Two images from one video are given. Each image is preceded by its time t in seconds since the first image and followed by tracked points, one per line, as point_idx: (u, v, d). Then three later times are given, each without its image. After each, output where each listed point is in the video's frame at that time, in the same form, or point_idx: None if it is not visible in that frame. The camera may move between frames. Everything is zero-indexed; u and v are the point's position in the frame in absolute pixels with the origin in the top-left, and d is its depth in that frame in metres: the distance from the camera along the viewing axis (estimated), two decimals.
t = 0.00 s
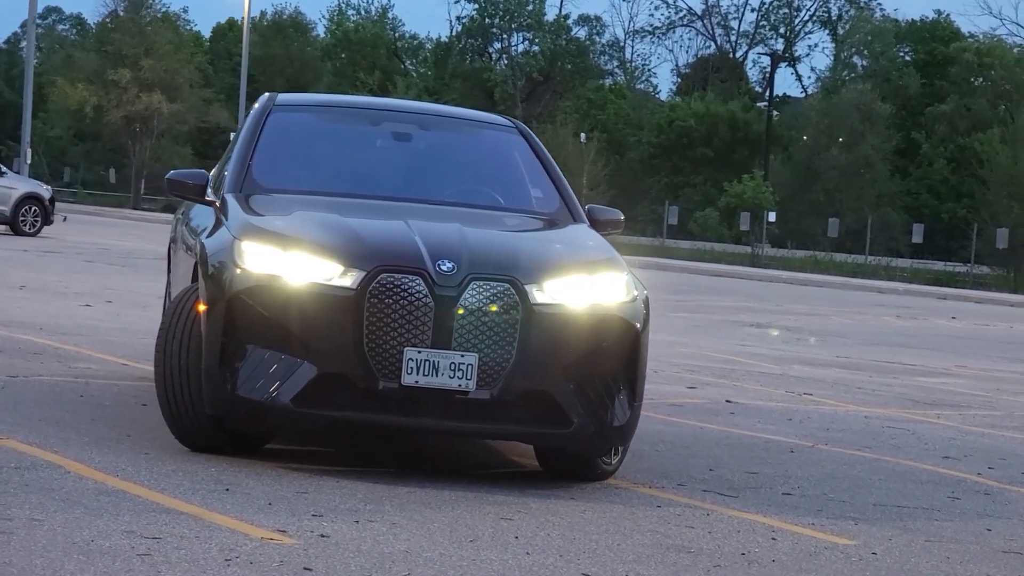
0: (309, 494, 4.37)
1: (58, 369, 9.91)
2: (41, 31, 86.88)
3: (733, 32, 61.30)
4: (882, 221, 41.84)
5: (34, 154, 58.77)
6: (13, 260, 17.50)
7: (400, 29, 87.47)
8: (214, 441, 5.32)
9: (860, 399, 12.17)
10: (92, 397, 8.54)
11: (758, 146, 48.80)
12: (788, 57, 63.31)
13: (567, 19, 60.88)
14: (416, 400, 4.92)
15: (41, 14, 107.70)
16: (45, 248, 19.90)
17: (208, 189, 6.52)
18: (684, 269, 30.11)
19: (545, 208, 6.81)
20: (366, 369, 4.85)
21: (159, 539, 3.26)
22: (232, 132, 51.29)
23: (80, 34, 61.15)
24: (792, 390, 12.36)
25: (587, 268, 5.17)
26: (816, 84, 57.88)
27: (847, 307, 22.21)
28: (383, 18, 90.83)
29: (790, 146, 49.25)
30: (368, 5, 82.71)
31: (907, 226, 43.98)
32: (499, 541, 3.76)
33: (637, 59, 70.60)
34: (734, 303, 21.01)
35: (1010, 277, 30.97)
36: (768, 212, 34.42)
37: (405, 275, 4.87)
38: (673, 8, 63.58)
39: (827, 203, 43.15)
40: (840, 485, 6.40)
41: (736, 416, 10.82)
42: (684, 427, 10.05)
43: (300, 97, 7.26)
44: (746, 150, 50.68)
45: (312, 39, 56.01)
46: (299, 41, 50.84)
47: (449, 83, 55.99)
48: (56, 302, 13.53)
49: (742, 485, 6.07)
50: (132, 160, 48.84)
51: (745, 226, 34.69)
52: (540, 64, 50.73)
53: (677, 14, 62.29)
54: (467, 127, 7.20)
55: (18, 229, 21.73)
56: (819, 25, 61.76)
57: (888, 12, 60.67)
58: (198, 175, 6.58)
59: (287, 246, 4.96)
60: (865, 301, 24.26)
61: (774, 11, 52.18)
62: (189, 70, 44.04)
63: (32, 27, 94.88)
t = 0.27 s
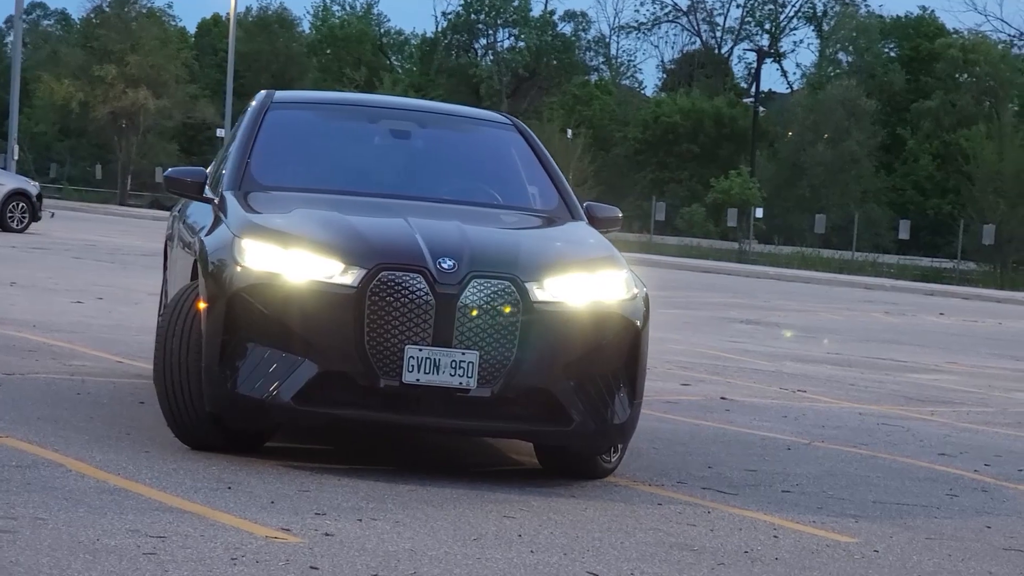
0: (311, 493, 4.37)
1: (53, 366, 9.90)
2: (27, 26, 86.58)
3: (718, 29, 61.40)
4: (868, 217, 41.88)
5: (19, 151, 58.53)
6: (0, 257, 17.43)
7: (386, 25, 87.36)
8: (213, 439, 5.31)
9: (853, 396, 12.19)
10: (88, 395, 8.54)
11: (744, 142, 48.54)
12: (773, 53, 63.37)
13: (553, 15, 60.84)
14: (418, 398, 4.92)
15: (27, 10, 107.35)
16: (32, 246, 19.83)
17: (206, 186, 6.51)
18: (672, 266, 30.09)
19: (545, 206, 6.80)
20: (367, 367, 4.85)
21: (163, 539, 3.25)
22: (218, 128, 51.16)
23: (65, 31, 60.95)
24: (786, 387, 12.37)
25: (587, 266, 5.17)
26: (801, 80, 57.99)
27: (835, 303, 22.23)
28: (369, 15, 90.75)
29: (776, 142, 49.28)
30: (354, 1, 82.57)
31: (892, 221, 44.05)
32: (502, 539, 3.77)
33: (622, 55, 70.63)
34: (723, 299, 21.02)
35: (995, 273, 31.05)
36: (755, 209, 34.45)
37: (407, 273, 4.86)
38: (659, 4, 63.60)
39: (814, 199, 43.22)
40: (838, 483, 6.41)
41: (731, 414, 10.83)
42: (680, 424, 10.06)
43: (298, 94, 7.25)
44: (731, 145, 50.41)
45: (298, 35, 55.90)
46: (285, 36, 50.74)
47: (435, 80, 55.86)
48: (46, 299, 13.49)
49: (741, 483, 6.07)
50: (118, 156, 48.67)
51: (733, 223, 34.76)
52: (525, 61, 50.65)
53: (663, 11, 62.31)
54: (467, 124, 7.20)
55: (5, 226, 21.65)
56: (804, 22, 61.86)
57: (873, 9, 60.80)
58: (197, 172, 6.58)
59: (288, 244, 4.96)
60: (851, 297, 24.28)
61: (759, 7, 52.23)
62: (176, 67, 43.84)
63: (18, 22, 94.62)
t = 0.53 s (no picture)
0: (308, 491, 4.36)
1: (43, 364, 9.87)
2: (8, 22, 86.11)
3: (700, 25, 61.39)
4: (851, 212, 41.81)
5: None
6: None
7: (369, 22, 87.13)
8: (208, 437, 5.30)
9: (842, 393, 12.20)
10: (80, 393, 8.51)
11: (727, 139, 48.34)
12: (756, 50, 63.37)
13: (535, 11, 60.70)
14: (414, 396, 4.91)
15: (8, 6, 106.94)
16: (15, 243, 19.73)
17: (201, 183, 6.50)
18: (655, 262, 30.05)
19: (540, 204, 6.79)
20: (363, 365, 4.85)
21: (163, 538, 3.24)
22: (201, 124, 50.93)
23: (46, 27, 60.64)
24: (776, 384, 12.38)
25: (583, 263, 5.17)
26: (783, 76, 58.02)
27: (819, 300, 22.23)
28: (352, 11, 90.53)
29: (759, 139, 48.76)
30: None
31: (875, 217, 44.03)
32: (500, 537, 3.76)
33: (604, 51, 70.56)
34: (708, 296, 21.01)
35: (977, 271, 31.05)
36: (739, 206, 34.44)
37: (403, 271, 4.86)
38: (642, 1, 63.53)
39: (797, 195, 42.84)
40: (832, 481, 6.42)
41: (722, 411, 10.83)
42: (672, 421, 10.06)
43: (293, 91, 7.23)
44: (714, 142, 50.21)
45: (280, 31, 55.70)
46: (267, 32, 50.56)
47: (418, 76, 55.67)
48: (32, 296, 13.44)
49: (736, 481, 6.08)
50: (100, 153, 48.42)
51: (717, 220, 34.77)
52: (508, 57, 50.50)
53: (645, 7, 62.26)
54: (461, 122, 7.20)
55: None
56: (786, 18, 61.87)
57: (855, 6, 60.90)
58: (191, 170, 6.57)
59: (284, 242, 4.95)
60: (834, 294, 24.25)
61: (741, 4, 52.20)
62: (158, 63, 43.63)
63: None
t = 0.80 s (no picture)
0: (304, 490, 4.35)
1: (34, 362, 9.85)
2: None
3: (683, 21, 61.44)
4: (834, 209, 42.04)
5: None
6: None
7: (352, 18, 87.00)
8: (202, 435, 5.28)
9: (831, 390, 12.22)
10: (71, 391, 8.50)
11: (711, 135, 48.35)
12: (739, 46, 63.42)
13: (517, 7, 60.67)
14: (408, 395, 4.90)
15: None
16: None
17: (193, 181, 6.48)
18: (639, 258, 30.06)
19: (532, 202, 6.78)
20: (357, 364, 4.84)
21: (161, 536, 3.24)
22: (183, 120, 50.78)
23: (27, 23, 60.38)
24: (765, 381, 12.41)
25: (577, 261, 5.16)
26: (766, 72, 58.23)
27: (804, 297, 22.32)
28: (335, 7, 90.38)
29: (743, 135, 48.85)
30: None
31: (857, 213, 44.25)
32: (497, 536, 3.76)
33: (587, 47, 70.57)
34: (693, 292, 21.03)
35: (960, 266, 31.29)
36: (723, 202, 34.49)
37: (397, 269, 4.85)
38: None
39: (780, 191, 42.84)
40: (825, 479, 6.43)
41: (713, 408, 10.85)
42: (663, 419, 10.06)
43: (284, 89, 7.21)
44: (698, 139, 50.29)
45: (262, 27, 55.57)
46: (249, 28, 50.45)
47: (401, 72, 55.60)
48: (19, 293, 13.39)
49: (729, 479, 6.09)
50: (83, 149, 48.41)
51: (700, 216, 34.81)
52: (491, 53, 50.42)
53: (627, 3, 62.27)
54: (453, 119, 7.18)
55: None
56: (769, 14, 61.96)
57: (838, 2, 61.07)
58: (183, 168, 6.55)
59: (278, 240, 4.93)
60: (817, 290, 24.38)
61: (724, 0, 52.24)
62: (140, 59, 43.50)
63: None
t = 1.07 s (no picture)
0: (302, 489, 4.35)
1: (25, 359, 9.82)
2: None
3: (666, 17, 61.48)
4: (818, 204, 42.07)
5: None
6: None
7: (336, 14, 86.87)
8: (198, 433, 5.27)
9: (821, 387, 12.25)
10: (65, 388, 8.48)
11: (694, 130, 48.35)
12: (722, 41, 63.48)
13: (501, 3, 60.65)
14: (404, 394, 4.90)
15: None
16: None
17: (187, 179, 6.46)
18: (622, 254, 30.06)
19: (527, 200, 6.77)
20: (354, 363, 4.83)
21: (161, 536, 3.23)
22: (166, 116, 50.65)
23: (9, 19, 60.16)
24: (756, 378, 12.44)
25: (574, 259, 5.16)
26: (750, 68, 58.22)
27: (790, 292, 22.33)
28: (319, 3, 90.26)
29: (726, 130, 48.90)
30: None
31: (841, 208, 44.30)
32: (497, 535, 3.76)
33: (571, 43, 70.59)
34: (680, 288, 21.04)
35: (945, 262, 31.36)
36: (708, 197, 34.55)
37: (394, 267, 4.84)
38: None
39: (764, 187, 42.78)
40: (821, 475, 6.44)
41: (705, 405, 10.85)
42: (656, 416, 10.07)
43: (277, 87, 7.20)
44: (682, 134, 50.36)
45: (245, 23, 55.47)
46: (233, 24, 50.35)
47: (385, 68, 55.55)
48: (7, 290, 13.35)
49: (725, 476, 6.10)
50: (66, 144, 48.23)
51: (685, 212, 34.87)
52: (475, 49, 50.37)
53: None
54: (447, 117, 7.17)
55: None
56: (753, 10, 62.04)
57: None
58: (177, 164, 6.53)
59: (274, 238, 4.93)
60: (804, 285, 24.40)
61: None
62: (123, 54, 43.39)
63: None
